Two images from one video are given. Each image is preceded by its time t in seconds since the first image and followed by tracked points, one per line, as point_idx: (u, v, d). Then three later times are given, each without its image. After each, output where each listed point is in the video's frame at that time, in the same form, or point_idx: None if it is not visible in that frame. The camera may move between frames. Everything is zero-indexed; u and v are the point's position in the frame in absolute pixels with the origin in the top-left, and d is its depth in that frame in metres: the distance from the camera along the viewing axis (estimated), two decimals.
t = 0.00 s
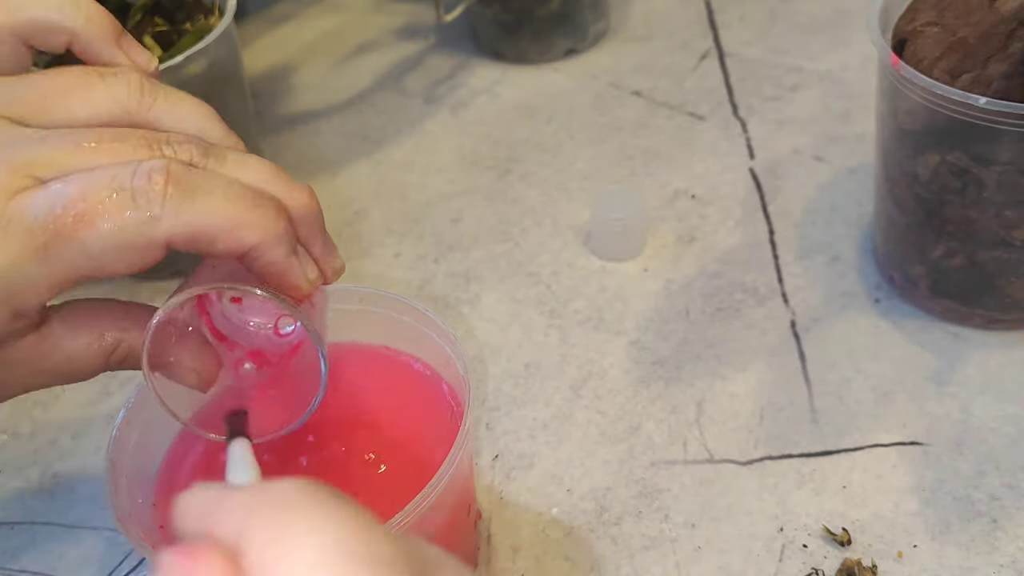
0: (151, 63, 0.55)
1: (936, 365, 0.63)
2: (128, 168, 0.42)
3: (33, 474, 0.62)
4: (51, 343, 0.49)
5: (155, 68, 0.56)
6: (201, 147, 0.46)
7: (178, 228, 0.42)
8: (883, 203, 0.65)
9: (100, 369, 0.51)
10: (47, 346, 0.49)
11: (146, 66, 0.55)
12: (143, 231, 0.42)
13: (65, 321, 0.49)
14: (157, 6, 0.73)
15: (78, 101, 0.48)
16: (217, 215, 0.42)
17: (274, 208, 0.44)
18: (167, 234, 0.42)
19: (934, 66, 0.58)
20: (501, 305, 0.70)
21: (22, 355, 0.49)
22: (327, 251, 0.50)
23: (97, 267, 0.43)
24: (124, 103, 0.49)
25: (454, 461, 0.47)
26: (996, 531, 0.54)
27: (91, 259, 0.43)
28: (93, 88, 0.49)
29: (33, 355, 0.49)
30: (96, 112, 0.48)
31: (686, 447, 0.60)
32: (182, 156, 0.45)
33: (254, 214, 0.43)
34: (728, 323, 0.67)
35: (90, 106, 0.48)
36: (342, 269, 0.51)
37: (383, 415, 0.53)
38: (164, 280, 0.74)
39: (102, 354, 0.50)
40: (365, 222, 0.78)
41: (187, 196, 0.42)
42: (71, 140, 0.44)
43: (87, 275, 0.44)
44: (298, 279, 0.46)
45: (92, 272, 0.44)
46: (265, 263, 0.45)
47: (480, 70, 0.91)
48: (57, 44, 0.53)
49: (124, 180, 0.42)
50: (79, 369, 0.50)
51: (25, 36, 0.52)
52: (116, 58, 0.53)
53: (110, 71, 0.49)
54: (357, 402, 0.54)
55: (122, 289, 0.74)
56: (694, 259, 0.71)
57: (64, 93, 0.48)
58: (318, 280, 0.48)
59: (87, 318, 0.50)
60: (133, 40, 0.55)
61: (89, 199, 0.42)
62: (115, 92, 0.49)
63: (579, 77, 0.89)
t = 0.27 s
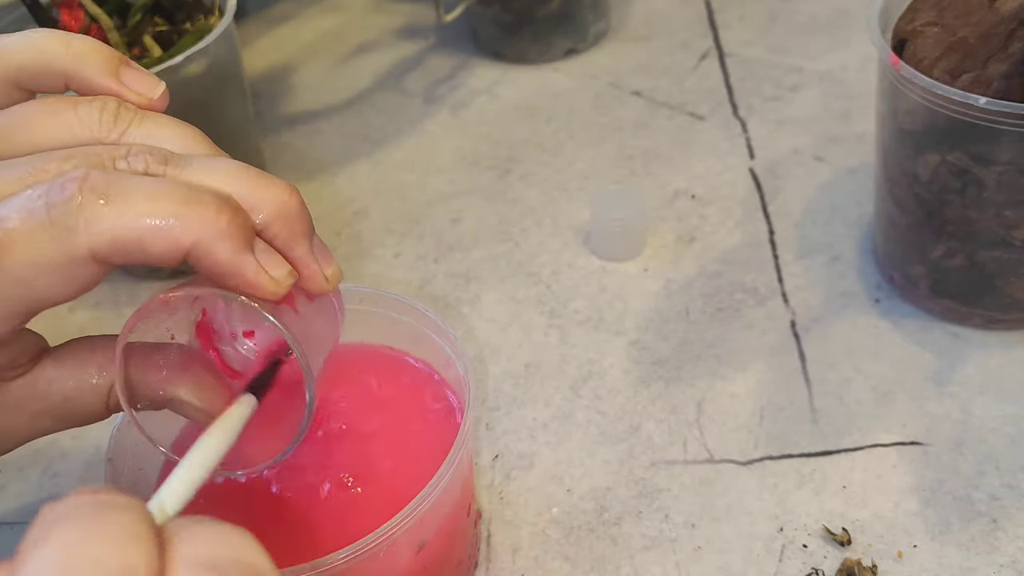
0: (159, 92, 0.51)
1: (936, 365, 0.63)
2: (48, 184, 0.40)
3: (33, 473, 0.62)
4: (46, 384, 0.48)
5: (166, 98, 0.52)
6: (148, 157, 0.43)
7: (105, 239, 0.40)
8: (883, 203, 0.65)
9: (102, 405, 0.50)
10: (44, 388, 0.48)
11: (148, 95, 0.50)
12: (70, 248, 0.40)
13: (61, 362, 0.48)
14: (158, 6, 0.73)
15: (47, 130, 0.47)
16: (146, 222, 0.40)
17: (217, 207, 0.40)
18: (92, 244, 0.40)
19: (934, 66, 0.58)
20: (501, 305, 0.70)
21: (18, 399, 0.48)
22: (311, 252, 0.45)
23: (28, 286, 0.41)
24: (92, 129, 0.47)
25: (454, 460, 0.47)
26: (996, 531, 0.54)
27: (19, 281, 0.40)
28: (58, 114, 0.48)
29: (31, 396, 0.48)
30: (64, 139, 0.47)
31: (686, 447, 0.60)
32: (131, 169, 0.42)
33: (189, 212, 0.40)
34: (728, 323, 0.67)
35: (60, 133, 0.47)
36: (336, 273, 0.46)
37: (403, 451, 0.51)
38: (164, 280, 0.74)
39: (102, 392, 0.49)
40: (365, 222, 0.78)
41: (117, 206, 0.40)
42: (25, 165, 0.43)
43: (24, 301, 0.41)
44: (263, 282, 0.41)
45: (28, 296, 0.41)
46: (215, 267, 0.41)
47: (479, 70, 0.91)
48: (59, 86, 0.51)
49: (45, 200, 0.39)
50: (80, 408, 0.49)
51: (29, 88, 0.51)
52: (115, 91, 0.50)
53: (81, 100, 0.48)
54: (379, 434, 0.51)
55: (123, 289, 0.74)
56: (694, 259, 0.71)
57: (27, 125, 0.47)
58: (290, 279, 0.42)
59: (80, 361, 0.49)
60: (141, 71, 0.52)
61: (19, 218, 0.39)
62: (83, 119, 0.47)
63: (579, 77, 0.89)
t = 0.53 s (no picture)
0: (140, 97, 0.52)
1: (936, 365, 0.63)
2: (19, 187, 0.43)
3: (32, 473, 0.62)
4: (40, 392, 0.48)
5: (148, 102, 0.53)
6: (120, 157, 0.45)
7: (74, 234, 0.42)
8: (883, 203, 0.65)
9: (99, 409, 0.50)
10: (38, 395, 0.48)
11: (130, 100, 0.51)
12: (39, 242, 0.42)
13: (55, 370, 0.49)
14: (158, 6, 0.73)
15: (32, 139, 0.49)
16: (111, 217, 0.41)
17: (182, 199, 0.42)
18: (61, 239, 0.42)
19: (934, 66, 0.58)
20: (501, 305, 0.70)
21: (13, 406, 0.48)
22: (290, 245, 0.46)
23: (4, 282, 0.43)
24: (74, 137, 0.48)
25: (455, 460, 0.47)
26: (996, 531, 0.54)
27: None
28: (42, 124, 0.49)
29: (25, 403, 0.49)
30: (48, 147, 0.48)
31: (686, 447, 0.60)
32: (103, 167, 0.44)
33: (151, 204, 0.41)
34: (728, 323, 0.67)
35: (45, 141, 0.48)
36: (318, 265, 0.46)
37: (402, 449, 0.51)
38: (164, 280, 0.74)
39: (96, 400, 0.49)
40: (365, 222, 0.78)
41: (83, 202, 0.41)
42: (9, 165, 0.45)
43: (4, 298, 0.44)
44: (232, 270, 0.42)
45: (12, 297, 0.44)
46: (184, 255, 0.42)
47: (479, 70, 0.91)
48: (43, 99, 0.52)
49: (18, 198, 0.42)
50: (77, 414, 0.49)
51: (14, 103, 0.52)
52: (97, 99, 0.51)
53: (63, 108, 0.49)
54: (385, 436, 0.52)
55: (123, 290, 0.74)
56: (694, 259, 0.71)
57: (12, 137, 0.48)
58: (263, 268, 0.43)
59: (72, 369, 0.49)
60: (124, 78, 0.53)
61: None
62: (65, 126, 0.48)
63: (579, 77, 0.89)
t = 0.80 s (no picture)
0: (156, 125, 0.49)
1: (936, 365, 0.63)
2: (48, 232, 0.40)
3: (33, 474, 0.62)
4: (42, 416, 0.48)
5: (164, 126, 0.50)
6: (147, 200, 0.41)
7: (105, 288, 0.39)
8: (883, 203, 0.65)
9: (98, 440, 0.49)
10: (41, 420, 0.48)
11: (146, 126, 0.49)
12: (65, 301, 0.39)
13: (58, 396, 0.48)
14: (158, 6, 0.73)
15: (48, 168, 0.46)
16: (145, 271, 0.39)
17: (216, 251, 0.39)
18: (95, 294, 0.39)
19: (934, 66, 0.58)
20: (501, 305, 0.70)
21: (12, 432, 0.47)
22: (313, 294, 0.44)
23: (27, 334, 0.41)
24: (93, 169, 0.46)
25: (454, 460, 0.47)
26: (996, 531, 0.54)
27: (19, 331, 0.41)
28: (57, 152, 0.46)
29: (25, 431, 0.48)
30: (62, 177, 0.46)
31: (686, 447, 0.60)
32: (130, 213, 0.41)
33: (183, 266, 0.38)
34: (728, 323, 0.67)
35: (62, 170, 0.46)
36: (337, 311, 0.45)
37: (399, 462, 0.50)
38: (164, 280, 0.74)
39: (96, 426, 0.48)
40: (365, 222, 0.77)
41: (114, 259, 0.39)
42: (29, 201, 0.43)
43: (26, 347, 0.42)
44: (264, 327, 0.40)
45: (28, 338, 0.41)
46: (216, 309, 0.40)
47: (479, 70, 0.91)
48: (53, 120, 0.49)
49: (42, 251, 0.39)
50: (75, 443, 0.49)
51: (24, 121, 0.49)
52: (113, 124, 0.48)
53: (77, 135, 0.46)
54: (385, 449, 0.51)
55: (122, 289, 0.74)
56: (694, 259, 0.71)
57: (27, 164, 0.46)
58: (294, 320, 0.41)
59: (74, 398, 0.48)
60: (140, 99, 0.50)
61: (17, 270, 0.39)
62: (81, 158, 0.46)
63: (579, 78, 0.89)
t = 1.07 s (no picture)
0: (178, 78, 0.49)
1: (936, 364, 0.63)
2: (125, 225, 0.38)
3: (32, 474, 0.62)
4: (22, 399, 0.46)
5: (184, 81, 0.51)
6: (200, 180, 0.42)
7: (196, 283, 0.39)
8: (883, 202, 0.65)
9: (78, 420, 0.47)
10: (21, 401, 0.46)
11: (171, 80, 0.49)
12: (149, 291, 0.39)
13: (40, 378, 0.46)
14: (158, 6, 0.73)
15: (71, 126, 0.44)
16: (234, 264, 0.39)
17: (291, 246, 0.41)
18: (182, 288, 0.39)
19: (934, 66, 0.58)
20: (501, 305, 0.70)
21: None
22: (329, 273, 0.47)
23: (95, 328, 0.39)
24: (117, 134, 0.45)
25: (455, 460, 0.47)
26: (996, 531, 0.54)
27: (95, 322, 0.38)
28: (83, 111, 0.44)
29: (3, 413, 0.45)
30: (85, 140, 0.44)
31: (686, 447, 0.60)
32: (186, 186, 0.41)
33: (266, 254, 0.40)
34: (728, 323, 0.67)
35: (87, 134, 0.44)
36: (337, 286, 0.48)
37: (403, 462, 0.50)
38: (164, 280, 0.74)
39: (75, 414, 0.47)
40: (365, 222, 0.77)
41: (199, 247, 0.39)
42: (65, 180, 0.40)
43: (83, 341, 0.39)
44: (324, 316, 0.43)
45: (93, 334, 0.39)
46: (286, 304, 0.42)
47: (479, 70, 0.91)
48: (64, 68, 0.47)
49: (122, 239, 0.38)
50: (53, 425, 0.47)
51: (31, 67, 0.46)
52: (138, 78, 0.48)
53: (98, 92, 0.45)
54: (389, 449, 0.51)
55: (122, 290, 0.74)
56: (694, 259, 0.71)
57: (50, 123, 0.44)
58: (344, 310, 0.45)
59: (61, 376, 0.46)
60: (157, 51, 0.50)
61: (96, 257, 0.38)
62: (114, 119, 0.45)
63: (579, 77, 0.89)
